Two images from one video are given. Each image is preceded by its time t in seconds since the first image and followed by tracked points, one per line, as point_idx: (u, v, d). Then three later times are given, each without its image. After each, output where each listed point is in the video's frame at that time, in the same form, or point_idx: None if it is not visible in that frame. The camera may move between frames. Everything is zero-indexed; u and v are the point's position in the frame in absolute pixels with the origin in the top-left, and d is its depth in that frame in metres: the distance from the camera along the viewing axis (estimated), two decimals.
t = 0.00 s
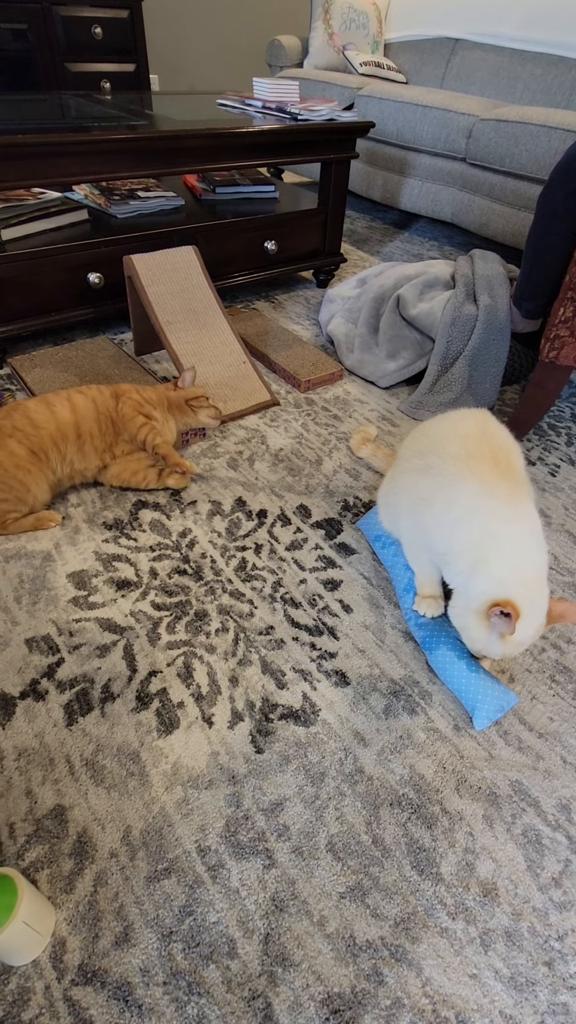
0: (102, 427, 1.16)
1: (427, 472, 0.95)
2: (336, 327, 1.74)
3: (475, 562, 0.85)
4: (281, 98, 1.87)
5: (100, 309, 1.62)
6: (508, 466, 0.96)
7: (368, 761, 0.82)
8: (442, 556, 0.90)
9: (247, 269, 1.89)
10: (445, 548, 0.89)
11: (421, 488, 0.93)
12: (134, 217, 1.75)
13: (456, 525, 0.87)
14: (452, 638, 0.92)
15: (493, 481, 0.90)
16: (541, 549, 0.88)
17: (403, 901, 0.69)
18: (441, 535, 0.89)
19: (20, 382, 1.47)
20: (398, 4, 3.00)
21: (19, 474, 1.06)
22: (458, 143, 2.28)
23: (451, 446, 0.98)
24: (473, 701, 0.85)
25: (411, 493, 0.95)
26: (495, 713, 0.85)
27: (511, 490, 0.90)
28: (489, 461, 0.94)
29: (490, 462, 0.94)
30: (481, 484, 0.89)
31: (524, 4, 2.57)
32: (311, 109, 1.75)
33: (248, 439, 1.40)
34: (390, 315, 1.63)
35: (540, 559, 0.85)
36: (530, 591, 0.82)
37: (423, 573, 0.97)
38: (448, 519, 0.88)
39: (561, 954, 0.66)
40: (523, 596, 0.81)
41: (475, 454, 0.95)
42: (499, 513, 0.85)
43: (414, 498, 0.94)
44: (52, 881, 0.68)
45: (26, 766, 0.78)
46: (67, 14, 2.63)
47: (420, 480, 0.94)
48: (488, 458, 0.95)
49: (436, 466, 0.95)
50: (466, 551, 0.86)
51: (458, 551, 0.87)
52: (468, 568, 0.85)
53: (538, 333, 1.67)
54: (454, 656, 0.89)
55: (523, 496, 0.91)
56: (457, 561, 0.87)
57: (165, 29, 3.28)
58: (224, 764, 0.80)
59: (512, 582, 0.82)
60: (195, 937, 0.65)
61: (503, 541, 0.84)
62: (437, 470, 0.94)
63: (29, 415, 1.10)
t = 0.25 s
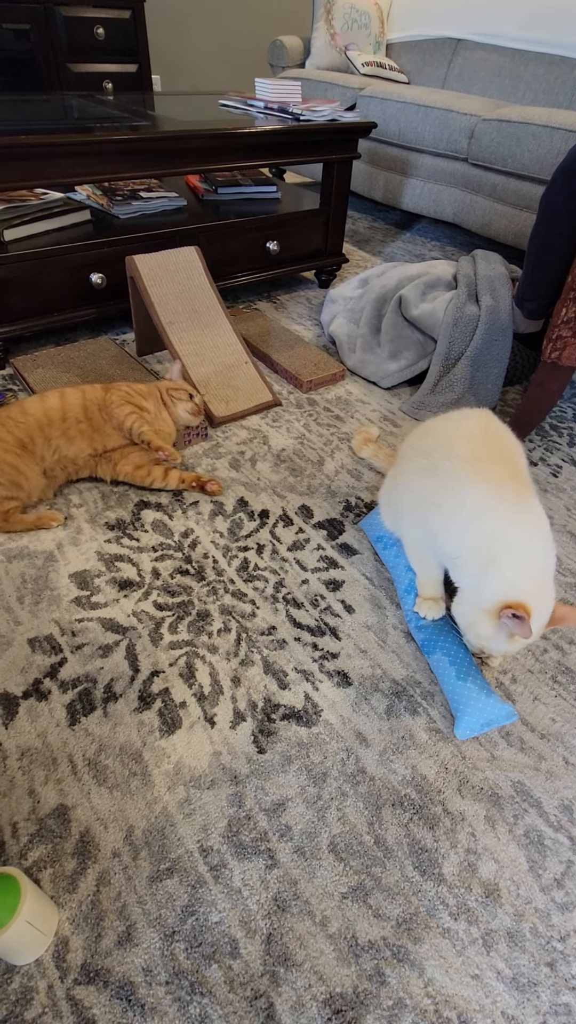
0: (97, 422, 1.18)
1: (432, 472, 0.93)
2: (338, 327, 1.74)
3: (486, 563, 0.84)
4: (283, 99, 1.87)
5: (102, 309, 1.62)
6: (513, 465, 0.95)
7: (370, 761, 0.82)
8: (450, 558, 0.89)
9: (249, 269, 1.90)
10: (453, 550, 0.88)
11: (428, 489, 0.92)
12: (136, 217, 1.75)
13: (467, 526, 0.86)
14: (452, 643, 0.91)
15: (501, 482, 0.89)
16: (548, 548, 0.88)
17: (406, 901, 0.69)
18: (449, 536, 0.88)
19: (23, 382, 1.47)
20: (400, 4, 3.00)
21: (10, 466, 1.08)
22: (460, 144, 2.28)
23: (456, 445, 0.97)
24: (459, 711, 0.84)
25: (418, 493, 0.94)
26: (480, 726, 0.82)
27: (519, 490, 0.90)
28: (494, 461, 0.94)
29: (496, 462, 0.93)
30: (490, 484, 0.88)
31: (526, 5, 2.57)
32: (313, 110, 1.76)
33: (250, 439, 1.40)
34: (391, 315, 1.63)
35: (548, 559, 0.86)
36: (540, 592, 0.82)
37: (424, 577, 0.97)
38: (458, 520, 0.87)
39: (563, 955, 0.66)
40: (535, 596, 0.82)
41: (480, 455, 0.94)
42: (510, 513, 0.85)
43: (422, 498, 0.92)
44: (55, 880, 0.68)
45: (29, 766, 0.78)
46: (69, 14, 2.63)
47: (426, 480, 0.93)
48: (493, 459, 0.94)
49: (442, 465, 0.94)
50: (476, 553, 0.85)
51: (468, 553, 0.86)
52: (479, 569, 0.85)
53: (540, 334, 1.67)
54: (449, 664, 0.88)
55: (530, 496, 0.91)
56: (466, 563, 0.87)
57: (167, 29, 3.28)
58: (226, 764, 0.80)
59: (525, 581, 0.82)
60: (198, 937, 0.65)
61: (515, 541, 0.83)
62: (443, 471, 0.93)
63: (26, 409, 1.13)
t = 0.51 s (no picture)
0: (94, 432, 1.15)
1: (440, 477, 0.91)
2: (340, 327, 1.74)
3: (497, 571, 0.84)
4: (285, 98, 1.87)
5: (104, 309, 1.62)
6: (518, 468, 0.95)
7: (371, 761, 0.82)
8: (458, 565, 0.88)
9: (251, 269, 1.90)
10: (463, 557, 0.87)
11: (436, 494, 0.89)
12: (138, 217, 1.75)
13: (479, 533, 0.85)
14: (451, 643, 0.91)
15: (511, 487, 0.88)
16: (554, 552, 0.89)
17: (407, 901, 0.69)
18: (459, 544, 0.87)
19: (25, 382, 1.47)
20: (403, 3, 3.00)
21: (2, 476, 1.10)
22: (463, 144, 2.28)
23: (461, 448, 0.95)
24: (458, 712, 0.84)
25: (424, 498, 0.91)
26: (480, 727, 0.83)
27: (527, 495, 0.89)
28: (500, 464, 0.93)
29: (502, 466, 0.92)
30: (499, 488, 0.87)
31: (529, 5, 2.57)
32: (315, 110, 1.76)
33: (252, 439, 1.41)
34: (393, 315, 1.63)
35: (556, 564, 0.86)
36: (551, 599, 0.83)
37: (425, 578, 0.97)
38: (469, 527, 0.85)
39: (564, 956, 0.66)
40: (547, 603, 0.82)
41: (486, 458, 0.93)
42: (522, 521, 0.84)
43: (429, 502, 0.90)
44: (56, 879, 0.68)
45: (31, 765, 0.78)
46: (72, 13, 2.63)
47: (434, 485, 0.91)
48: (499, 462, 0.93)
49: (449, 468, 0.92)
50: (487, 561, 0.84)
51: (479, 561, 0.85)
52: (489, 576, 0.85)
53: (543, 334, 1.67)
54: (447, 664, 0.88)
55: (536, 500, 0.91)
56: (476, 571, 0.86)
57: (170, 29, 3.29)
58: (228, 764, 0.80)
59: (537, 589, 0.82)
60: (199, 936, 0.65)
61: (526, 547, 0.83)
62: (451, 475, 0.90)
63: (23, 412, 1.12)
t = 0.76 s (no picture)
0: (98, 440, 1.16)
1: (443, 482, 0.89)
2: (341, 327, 1.74)
3: (504, 579, 0.83)
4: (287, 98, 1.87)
5: (106, 308, 1.62)
6: (521, 474, 0.94)
7: (372, 761, 0.82)
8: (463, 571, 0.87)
9: (252, 269, 1.90)
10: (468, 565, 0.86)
11: (441, 501, 0.88)
12: (140, 217, 1.75)
13: (487, 540, 0.84)
14: (446, 643, 0.91)
15: (516, 494, 0.88)
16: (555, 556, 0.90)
17: (407, 901, 0.69)
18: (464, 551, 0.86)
19: (27, 382, 1.48)
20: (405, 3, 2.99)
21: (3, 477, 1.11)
22: (465, 144, 2.28)
23: (463, 452, 0.93)
24: (456, 713, 0.84)
25: (428, 504, 0.89)
26: (478, 728, 0.83)
27: (530, 500, 0.89)
28: (503, 469, 0.92)
29: (505, 471, 0.91)
30: (508, 495, 0.87)
31: (531, 5, 2.57)
32: (317, 110, 1.76)
33: (254, 439, 1.41)
34: (395, 316, 1.63)
35: (558, 569, 0.87)
36: (555, 606, 0.83)
37: (421, 580, 0.97)
38: (477, 535, 0.84)
39: (564, 956, 0.66)
40: (551, 613, 0.83)
41: (490, 463, 0.92)
42: (528, 529, 0.84)
43: (433, 509, 0.88)
44: (57, 878, 0.69)
45: (32, 763, 0.78)
46: (74, 13, 2.63)
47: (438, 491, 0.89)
48: (502, 467, 0.92)
49: (456, 471, 0.90)
50: (493, 569, 0.84)
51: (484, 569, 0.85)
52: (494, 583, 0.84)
53: (544, 335, 1.67)
54: (443, 665, 0.88)
55: (539, 504, 0.91)
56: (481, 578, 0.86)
57: (172, 29, 3.29)
58: (228, 764, 0.80)
59: (543, 599, 0.83)
60: (199, 936, 0.65)
61: (533, 556, 0.83)
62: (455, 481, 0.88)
63: (24, 418, 1.12)
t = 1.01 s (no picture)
0: (98, 442, 1.15)
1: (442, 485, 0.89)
2: (343, 327, 1.74)
3: (503, 584, 0.83)
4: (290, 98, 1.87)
5: (108, 308, 1.62)
6: (519, 479, 0.94)
7: (372, 761, 0.82)
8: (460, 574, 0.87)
9: (254, 269, 1.90)
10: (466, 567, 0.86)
11: (439, 503, 0.87)
12: (142, 216, 1.75)
13: (487, 545, 0.83)
14: (441, 645, 0.91)
15: (514, 498, 0.87)
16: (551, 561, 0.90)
17: (408, 902, 0.69)
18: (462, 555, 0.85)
19: (28, 381, 1.48)
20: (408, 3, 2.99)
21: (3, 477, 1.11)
22: (467, 144, 2.28)
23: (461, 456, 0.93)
24: (452, 714, 0.84)
25: (426, 507, 0.89)
26: (475, 729, 0.83)
27: (528, 505, 0.89)
28: (501, 473, 0.92)
29: (503, 475, 0.91)
30: (507, 500, 0.86)
31: (534, 4, 2.56)
32: (320, 109, 1.76)
33: (255, 439, 1.41)
34: (397, 315, 1.63)
35: (555, 574, 0.87)
36: (551, 611, 0.83)
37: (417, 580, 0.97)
38: (475, 538, 0.84)
39: (564, 957, 0.66)
40: (547, 617, 0.83)
41: (488, 467, 0.92)
42: (525, 533, 0.84)
43: (430, 511, 0.88)
44: (58, 877, 0.69)
45: (33, 763, 0.78)
46: (77, 12, 2.63)
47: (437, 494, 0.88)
48: (500, 471, 0.92)
49: (455, 476, 0.90)
50: (491, 573, 0.84)
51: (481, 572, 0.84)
52: (492, 589, 0.84)
53: (546, 335, 1.66)
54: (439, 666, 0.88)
55: (537, 509, 0.91)
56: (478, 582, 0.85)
57: (175, 29, 3.29)
58: (229, 763, 0.80)
59: (539, 603, 0.82)
60: (199, 935, 0.65)
61: (532, 563, 0.83)
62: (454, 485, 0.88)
63: (25, 420, 1.12)
